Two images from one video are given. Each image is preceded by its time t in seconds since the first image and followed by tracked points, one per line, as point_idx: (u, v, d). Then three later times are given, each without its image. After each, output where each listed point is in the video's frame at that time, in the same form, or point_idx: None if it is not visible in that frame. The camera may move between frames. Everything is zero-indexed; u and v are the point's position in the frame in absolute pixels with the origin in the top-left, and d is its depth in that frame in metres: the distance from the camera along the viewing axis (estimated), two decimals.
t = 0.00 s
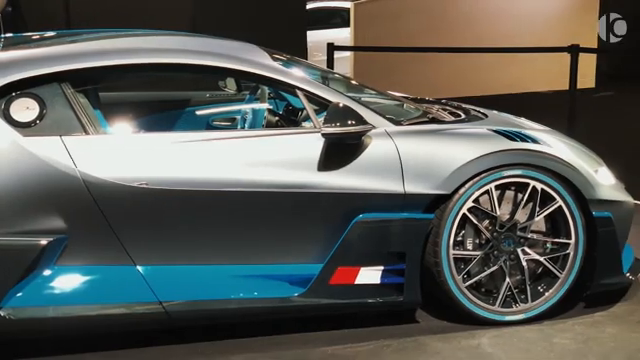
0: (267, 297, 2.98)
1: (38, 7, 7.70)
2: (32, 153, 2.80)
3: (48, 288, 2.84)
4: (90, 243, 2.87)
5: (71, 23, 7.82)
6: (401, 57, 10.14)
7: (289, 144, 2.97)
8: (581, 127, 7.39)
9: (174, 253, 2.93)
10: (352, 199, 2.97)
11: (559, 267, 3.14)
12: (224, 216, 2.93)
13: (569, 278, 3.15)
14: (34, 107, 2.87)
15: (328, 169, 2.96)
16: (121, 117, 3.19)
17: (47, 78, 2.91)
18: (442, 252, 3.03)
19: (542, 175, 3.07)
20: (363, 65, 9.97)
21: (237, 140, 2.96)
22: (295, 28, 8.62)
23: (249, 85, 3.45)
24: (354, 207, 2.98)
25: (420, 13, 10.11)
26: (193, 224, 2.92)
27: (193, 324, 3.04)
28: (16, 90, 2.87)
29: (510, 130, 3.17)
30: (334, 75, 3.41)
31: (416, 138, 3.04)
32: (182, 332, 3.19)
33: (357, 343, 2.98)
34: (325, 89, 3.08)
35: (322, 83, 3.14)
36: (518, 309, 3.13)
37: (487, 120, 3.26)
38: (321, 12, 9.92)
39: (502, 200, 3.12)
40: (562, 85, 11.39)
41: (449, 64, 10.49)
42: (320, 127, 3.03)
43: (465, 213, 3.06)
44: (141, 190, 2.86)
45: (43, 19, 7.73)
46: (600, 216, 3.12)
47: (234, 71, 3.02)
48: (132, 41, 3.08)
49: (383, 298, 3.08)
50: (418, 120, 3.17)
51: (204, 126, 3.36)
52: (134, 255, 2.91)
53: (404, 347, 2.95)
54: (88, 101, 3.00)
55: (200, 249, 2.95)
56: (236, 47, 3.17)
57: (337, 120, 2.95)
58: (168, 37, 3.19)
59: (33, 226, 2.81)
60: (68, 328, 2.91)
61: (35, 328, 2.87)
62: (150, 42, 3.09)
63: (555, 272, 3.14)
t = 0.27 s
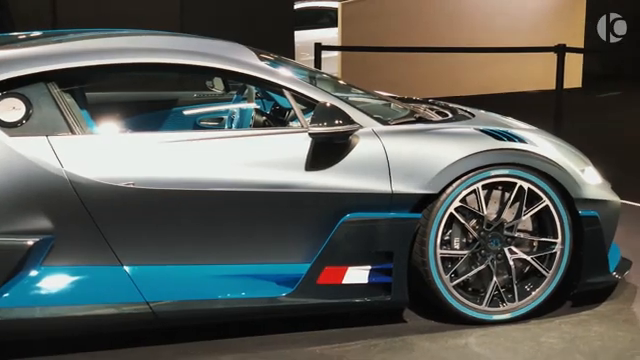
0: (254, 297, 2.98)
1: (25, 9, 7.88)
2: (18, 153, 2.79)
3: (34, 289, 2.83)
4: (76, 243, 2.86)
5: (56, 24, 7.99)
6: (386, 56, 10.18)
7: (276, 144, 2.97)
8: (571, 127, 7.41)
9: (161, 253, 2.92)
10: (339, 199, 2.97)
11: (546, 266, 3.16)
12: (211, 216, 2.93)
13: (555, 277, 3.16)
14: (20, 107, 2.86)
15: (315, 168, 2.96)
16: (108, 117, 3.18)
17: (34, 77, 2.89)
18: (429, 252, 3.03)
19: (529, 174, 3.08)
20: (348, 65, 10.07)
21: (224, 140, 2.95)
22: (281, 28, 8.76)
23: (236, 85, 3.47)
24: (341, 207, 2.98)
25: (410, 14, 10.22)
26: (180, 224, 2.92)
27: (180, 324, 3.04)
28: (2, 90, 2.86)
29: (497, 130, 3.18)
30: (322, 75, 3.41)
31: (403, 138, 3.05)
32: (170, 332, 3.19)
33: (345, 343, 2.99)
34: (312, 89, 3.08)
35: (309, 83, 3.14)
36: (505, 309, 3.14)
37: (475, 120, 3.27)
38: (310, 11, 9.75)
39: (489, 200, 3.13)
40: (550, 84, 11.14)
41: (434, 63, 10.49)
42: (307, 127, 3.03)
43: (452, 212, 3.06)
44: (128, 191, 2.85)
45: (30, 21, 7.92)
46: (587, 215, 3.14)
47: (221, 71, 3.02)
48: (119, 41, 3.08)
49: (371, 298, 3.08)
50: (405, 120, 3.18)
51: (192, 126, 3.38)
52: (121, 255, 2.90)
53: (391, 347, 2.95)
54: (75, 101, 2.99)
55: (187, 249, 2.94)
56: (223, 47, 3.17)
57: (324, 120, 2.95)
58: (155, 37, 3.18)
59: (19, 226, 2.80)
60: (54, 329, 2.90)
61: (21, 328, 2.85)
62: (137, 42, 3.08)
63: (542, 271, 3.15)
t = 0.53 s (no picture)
0: (244, 297, 2.98)
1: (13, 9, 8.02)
2: (6, 153, 2.78)
3: (22, 289, 2.81)
4: (66, 244, 2.85)
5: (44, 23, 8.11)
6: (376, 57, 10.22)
7: (265, 144, 2.97)
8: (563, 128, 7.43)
9: (150, 254, 2.92)
10: (328, 199, 2.97)
11: (535, 265, 3.17)
12: (201, 216, 2.93)
13: (545, 277, 3.17)
14: (9, 107, 2.85)
15: (305, 168, 2.96)
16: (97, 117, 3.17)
17: (23, 77, 2.88)
18: (419, 252, 3.04)
19: (518, 174, 3.09)
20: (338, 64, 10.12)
21: (213, 140, 2.95)
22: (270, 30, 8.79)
23: (225, 85, 3.51)
24: (330, 207, 2.98)
25: (406, 12, 10.27)
26: (169, 225, 2.91)
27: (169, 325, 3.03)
28: None
29: (486, 129, 3.19)
30: (311, 75, 3.41)
31: (392, 138, 3.05)
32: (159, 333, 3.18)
33: (334, 343, 2.99)
34: (302, 89, 3.09)
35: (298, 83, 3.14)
36: (494, 308, 3.15)
37: (464, 120, 3.28)
38: (299, 12, 9.94)
39: (479, 200, 3.13)
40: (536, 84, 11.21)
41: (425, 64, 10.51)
42: (296, 126, 3.03)
43: (441, 212, 3.07)
44: (117, 191, 2.84)
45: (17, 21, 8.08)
46: (576, 214, 3.15)
47: (211, 71, 3.01)
48: (109, 41, 3.07)
49: (361, 298, 3.08)
50: (394, 119, 3.19)
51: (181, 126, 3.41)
52: (110, 255, 2.89)
53: (381, 346, 2.95)
54: (63, 101, 2.98)
55: (176, 249, 2.94)
56: (213, 47, 3.17)
57: (314, 120, 2.95)
58: (145, 37, 3.18)
59: (8, 227, 2.78)
60: (43, 330, 2.89)
61: (10, 329, 2.84)
62: (127, 42, 3.08)
63: (531, 271, 3.16)
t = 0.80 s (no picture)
0: (235, 297, 2.98)
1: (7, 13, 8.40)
2: None
3: (12, 291, 2.80)
4: (56, 245, 2.84)
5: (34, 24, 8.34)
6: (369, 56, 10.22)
7: (255, 144, 2.96)
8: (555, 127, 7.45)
9: (141, 254, 2.91)
10: (319, 199, 2.97)
11: (526, 265, 3.17)
12: (191, 217, 2.92)
13: (535, 277, 3.18)
14: None
15: (295, 169, 2.96)
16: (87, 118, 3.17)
17: (12, 78, 2.86)
18: (409, 252, 3.04)
19: (508, 174, 3.09)
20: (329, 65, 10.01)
21: (204, 140, 2.94)
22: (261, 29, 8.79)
23: (215, 85, 3.51)
24: (321, 207, 2.98)
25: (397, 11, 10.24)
26: (159, 225, 2.91)
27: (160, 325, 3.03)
28: None
29: (477, 129, 3.19)
30: (302, 75, 3.41)
31: (383, 138, 3.05)
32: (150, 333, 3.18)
33: (325, 343, 2.99)
34: (292, 89, 3.08)
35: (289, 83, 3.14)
36: (485, 308, 3.16)
37: (454, 120, 3.28)
38: (290, 12, 9.81)
39: (469, 200, 3.14)
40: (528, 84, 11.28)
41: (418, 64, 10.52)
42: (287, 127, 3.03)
43: (432, 212, 3.07)
44: (107, 192, 2.84)
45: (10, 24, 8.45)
46: (566, 214, 3.16)
47: (201, 72, 3.01)
48: (99, 42, 3.06)
49: (351, 298, 3.08)
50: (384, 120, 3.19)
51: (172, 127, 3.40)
52: (101, 256, 2.89)
53: (372, 347, 2.96)
54: (53, 101, 2.96)
55: (166, 249, 2.93)
56: (203, 47, 3.16)
57: (304, 120, 2.96)
58: (135, 37, 3.17)
59: None
60: (33, 331, 2.88)
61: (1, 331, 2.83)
62: (117, 43, 3.07)
63: (521, 270, 3.17)
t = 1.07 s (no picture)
0: (226, 297, 2.98)
1: None
2: None
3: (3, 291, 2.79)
4: (46, 245, 2.83)
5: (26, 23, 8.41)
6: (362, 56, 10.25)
7: (246, 144, 2.96)
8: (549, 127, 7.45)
9: (131, 254, 2.90)
10: (310, 199, 2.97)
11: (517, 264, 3.18)
12: (182, 217, 2.92)
13: (526, 276, 3.18)
14: None
15: (286, 168, 2.96)
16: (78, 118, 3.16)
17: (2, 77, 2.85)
18: (401, 251, 3.04)
19: (500, 173, 3.09)
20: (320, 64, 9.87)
21: (194, 140, 2.94)
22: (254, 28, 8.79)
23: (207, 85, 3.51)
24: (312, 206, 2.98)
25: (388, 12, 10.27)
26: (150, 225, 2.90)
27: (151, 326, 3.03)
28: None
29: (468, 129, 3.20)
30: (294, 75, 3.41)
31: (374, 137, 3.05)
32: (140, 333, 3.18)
33: (316, 343, 2.99)
34: (284, 89, 3.08)
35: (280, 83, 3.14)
36: (476, 307, 3.16)
37: (446, 119, 3.28)
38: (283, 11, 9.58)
39: (460, 199, 3.15)
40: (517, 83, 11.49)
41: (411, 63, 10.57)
42: (278, 126, 3.02)
43: (424, 211, 3.07)
44: (98, 192, 2.83)
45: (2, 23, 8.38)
46: (557, 213, 3.16)
47: (193, 71, 3.00)
48: (90, 41, 3.06)
49: (343, 297, 3.08)
50: (375, 119, 3.19)
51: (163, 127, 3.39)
52: (92, 256, 2.88)
53: (363, 346, 2.95)
54: (43, 101, 2.97)
55: (157, 249, 2.93)
56: (195, 47, 3.16)
57: (295, 119, 2.94)
58: (126, 37, 3.16)
59: None
60: (23, 332, 2.87)
61: None
62: (109, 42, 3.07)
63: (513, 270, 3.17)
